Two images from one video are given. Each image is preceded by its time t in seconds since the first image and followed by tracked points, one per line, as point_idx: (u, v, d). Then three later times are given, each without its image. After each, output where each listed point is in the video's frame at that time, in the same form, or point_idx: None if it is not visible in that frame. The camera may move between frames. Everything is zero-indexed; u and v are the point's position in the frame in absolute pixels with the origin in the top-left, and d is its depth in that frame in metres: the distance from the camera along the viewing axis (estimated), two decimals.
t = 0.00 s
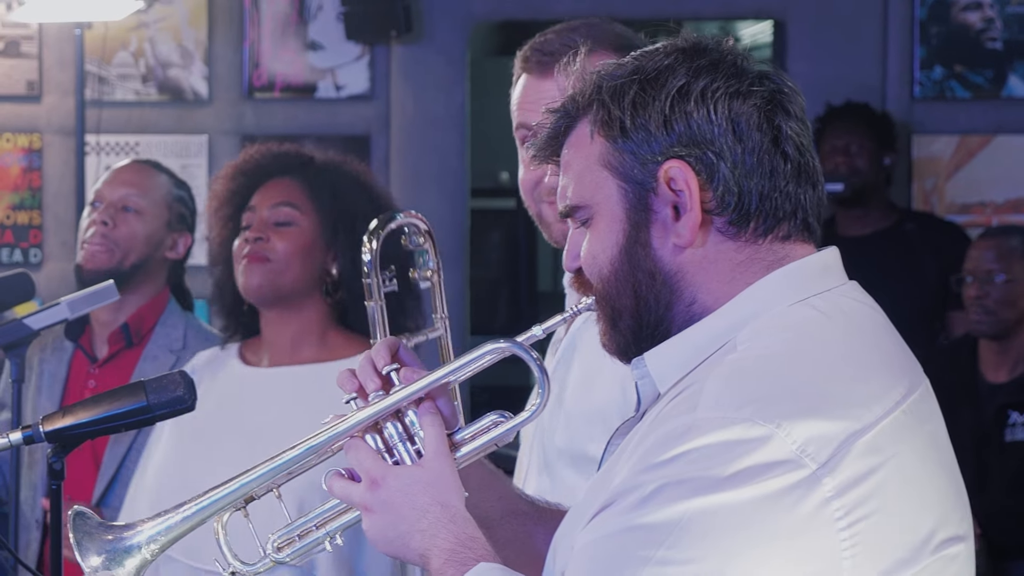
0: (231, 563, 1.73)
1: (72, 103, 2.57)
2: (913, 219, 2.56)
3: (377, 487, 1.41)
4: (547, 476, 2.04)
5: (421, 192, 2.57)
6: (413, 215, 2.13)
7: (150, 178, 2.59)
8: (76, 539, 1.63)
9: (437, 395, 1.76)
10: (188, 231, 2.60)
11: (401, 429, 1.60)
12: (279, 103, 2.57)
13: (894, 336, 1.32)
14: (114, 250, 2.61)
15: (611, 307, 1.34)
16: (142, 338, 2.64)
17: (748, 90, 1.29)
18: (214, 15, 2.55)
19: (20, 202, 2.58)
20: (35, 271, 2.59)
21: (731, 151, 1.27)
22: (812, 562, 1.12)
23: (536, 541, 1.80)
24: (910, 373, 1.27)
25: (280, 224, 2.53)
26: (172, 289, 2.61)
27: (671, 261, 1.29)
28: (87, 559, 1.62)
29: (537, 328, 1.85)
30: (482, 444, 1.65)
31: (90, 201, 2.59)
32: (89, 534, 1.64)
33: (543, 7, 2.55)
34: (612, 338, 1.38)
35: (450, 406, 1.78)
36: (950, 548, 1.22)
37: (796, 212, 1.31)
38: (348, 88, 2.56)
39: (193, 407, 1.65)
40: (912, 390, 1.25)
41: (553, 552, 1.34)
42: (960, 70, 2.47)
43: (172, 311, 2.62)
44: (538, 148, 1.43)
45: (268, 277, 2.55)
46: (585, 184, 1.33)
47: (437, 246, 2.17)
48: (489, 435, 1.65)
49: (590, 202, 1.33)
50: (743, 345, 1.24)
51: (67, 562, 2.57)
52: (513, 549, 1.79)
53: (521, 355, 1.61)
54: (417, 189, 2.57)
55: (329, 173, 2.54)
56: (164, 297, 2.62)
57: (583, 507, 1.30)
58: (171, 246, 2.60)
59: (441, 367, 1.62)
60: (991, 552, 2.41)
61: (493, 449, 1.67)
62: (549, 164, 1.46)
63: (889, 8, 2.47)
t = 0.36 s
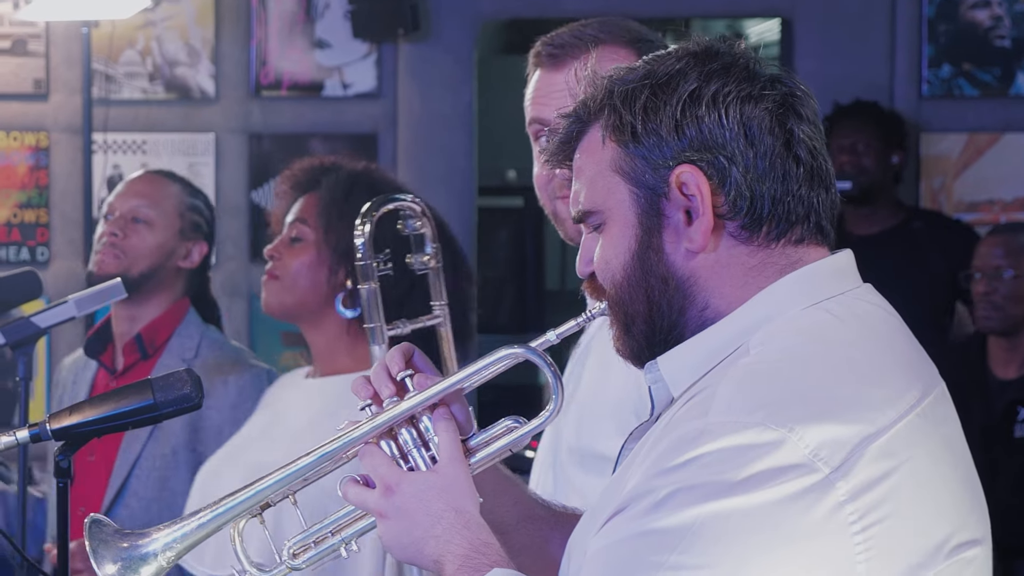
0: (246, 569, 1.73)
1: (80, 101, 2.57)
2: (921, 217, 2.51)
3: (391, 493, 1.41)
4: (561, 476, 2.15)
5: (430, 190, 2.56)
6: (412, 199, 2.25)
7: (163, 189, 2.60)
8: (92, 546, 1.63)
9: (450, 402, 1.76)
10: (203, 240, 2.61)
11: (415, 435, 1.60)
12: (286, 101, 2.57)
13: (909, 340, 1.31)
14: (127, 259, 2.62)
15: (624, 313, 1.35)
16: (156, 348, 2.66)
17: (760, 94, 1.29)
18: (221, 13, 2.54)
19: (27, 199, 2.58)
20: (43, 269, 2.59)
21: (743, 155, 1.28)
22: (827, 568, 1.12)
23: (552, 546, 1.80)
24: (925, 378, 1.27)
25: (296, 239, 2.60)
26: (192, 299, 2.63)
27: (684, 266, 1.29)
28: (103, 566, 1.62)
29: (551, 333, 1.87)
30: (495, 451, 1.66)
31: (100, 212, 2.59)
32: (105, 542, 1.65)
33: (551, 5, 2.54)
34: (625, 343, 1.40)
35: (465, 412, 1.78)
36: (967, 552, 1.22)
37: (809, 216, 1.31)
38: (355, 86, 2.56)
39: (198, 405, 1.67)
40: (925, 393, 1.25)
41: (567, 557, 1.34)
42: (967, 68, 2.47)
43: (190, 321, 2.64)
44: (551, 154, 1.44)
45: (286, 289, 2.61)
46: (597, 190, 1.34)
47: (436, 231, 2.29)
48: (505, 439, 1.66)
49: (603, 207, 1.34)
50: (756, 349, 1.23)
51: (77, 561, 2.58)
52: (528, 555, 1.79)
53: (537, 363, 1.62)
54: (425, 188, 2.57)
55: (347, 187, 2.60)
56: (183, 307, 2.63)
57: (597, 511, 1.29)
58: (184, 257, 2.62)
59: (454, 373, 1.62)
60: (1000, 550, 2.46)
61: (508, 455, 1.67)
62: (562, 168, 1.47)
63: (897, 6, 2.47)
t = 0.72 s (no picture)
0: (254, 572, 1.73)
1: (93, 100, 2.57)
2: (933, 217, 2.52)
3: (400, 493, 1.41)
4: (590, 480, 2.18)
5: (443, 191, 2.57)
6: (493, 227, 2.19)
7: (178, 186, 2.60)
8: (101, 548, 1.63)
9: (459, 402, 1.76)
10: (221, 236, 2.61)
11: (424, 435, 1.59)
12: (300, 101, 2.57)
13: (916, 336, 1.31)
14: (146, 256, 2.62)
15: (632, 314, 1.35)
16: (172, 343, 2.66)
17: (767, 94, 1.29)
18: (235, 13, 2.54)
19: (41, 199, 2.59)
20: (55, 268, 2.60)
21: (750, 155, 1.27)
22: (839, 564, 1.12)
23: (560, 546, 1.81)
24: (933, 371, 1.27)
25: (303, 232, 2.59)
26: (211, 293, 2.63)
27: (692, 267, 1.30)
28: (112, 568, 1.61)
29: (559, 333, 1.87)
30: (504, 452, 1.66)
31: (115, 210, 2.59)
32: (114, 544, 1.64)
33: (565, 5, 2.53)
34: (633, 344, 1.40)
35: (473, 412, 1.78)
36: (978, 546, 1.22)
37: (816, 215, 1.31)
38: (369, 86, 2.55)
39: (212, 404, 1.68)
40: (934, 388, 1.25)
41: (580, 556, 1.35)
42: (982, 69, 2.46)
43: (208, 314, 2.64)
44: (559, 153, 1.45)
45: (299, 285, 2.60)
46: (605, 190, 1.34)
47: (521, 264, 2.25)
48: (511, 441, 1.66)
49: (610, 208, 1.33)
50: (765, 347, 1.24)
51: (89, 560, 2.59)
52: (537, 555, 1.80)
53: (544, 361, 1.63)
54: (438, 188, 2.57)
55: (355, 182, 2.59)
56: (200, 302, 2.63)
57: (609, 509, 1.29)
58: (200, 253, 2.62)
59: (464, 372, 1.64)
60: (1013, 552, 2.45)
61: (517, 455, 1.67)
62: (570, 168, 1.48)
63: (912, 6, 2.47)
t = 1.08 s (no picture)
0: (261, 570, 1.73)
1: (104, 100, 2.58)
2: (942, 213, 2.51)
3: (407, 492, 1.41)
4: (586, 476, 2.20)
5: (453, 190, 2.58)
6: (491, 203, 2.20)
7: (189, 184, 2.60)
8: (107, 546, 1.63)
9: (465, 400, 1.76)
10: (233, 230, 2.61)
11: (430, 434, 1.59)
12: (310, 99, 2.57)
13: (924, 334, 1.31)
14: (160, 258, 2.61)
15: (639, 310, 1.35)
16: (190, 339, 2.65)
17: (773, 91, 1.29)
18: (245, 12, 2.54)
19: (51, 198, 2.59)
20: (66, 268, 2.59)
21: (756, 153, 1.28)
22: (846, 562, 1.12)
23: (565, 544, 1.81)
24: (939, 369, 1.27)
25: (298, 228, 2.59)
26: (222, 289, 2.63)
27: (698, 264, 1.29)
28: (118, 566, 1.62)
29: (564, 331, 1.89)
30: (512, 448, 1.64)
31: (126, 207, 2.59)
32: (120, 542, 1.64)
33: (575, 3, 2.54)
34: (640, 342, 1.41)
35: (479, 411, 1.78)
36: (984, 543, 1.23)
37: (822, 212, 1.31)
38: (379, 84, 2.56)
39: (223, 403, 1.69)
40: (941, 385, 1.25)
41: (586, 555, 1.34)
42: (992, 65, 2.47)
43: (221, 312, 2.64)
44: (565, 150, 1.45)
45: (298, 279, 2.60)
46: (611, 188, 1.34)
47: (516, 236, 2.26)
48: (520, 437, 1.65)
49: (616, 205, 1.34)
50: (772, 344, 1.24)
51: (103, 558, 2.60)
52: (543, 552, 1.80)
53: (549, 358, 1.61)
54: (448, 186, 2.58)
55: (349, 175, 2.59)
56: (215, 299, 2.63)
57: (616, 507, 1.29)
58: (213, 251, 2.62)
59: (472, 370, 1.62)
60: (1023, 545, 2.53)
61: (523, 452, 1.66)
62: (575, 165, 1.48)
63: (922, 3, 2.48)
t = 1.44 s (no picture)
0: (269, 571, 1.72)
1: (112, 100, 2.58)
2: (950, 210, 2.51)
3: (415, 491, 1.38)
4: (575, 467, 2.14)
5: (463, 189, 2.58)
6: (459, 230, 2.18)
7: (189, 188, 2.60)
8: (116, 548, 1.61)
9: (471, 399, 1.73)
10: (231, 232, 2.61)
11: (437, 433, 1.58)
12: (318, 99, 2.57)
13: (928, 330, 1.30)
14: (163, 263, 2.62)
15: (644, 309, 1.34)
16: (187, 341, 2.66)
17: (777, 88, 1.28)
18: (254, 12, 2.55)
19: (60, 199, 2.59)
20: (76, 268, 2.60)
21: (761, 150, 1.26)
22: (851, 558, 1.11)
23: (574, 542, 1.80)
24: (945, 365, 1.26)
25: (279, 245, 2.59)
26: (217, 292, 2.63)
27: (703, 261, 1.28)
28: (126, 569, 1.60)
29: (571, 329, 1.82)
30: (518, 447, 1.62)
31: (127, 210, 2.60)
32: (130, 544, 1.63)
33: (584, 2, 2.53)
34: (645, 339, 1.38)
35: (487, 409, 1.75)
36: (989, 539, 1.22)
37: (828, 209, 1.29)
38: (388, 83, 2.56)
39: (233, 402, 1.70)
40: (947, 381, 1.24)
41: (593, 553, 1.32)
42: (1001, 62, 2.46)
43: (216, 315, 2.64)
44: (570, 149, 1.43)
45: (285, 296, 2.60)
46: (616, 186, 1.33)
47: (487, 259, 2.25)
48: (527, 436, 1.62)
49: (621, 203, 1.33)
50: (777, 342, 1.22)
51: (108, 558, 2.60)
52: (550, 551, 1.79)
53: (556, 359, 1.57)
54: (457, 185, 2.58)
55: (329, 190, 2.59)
56: (209, 303, 2.63)
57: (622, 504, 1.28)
58: (213, 253, 2.62)
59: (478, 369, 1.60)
60: None
61: (530, 451, 1.64)
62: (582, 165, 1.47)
63: None
